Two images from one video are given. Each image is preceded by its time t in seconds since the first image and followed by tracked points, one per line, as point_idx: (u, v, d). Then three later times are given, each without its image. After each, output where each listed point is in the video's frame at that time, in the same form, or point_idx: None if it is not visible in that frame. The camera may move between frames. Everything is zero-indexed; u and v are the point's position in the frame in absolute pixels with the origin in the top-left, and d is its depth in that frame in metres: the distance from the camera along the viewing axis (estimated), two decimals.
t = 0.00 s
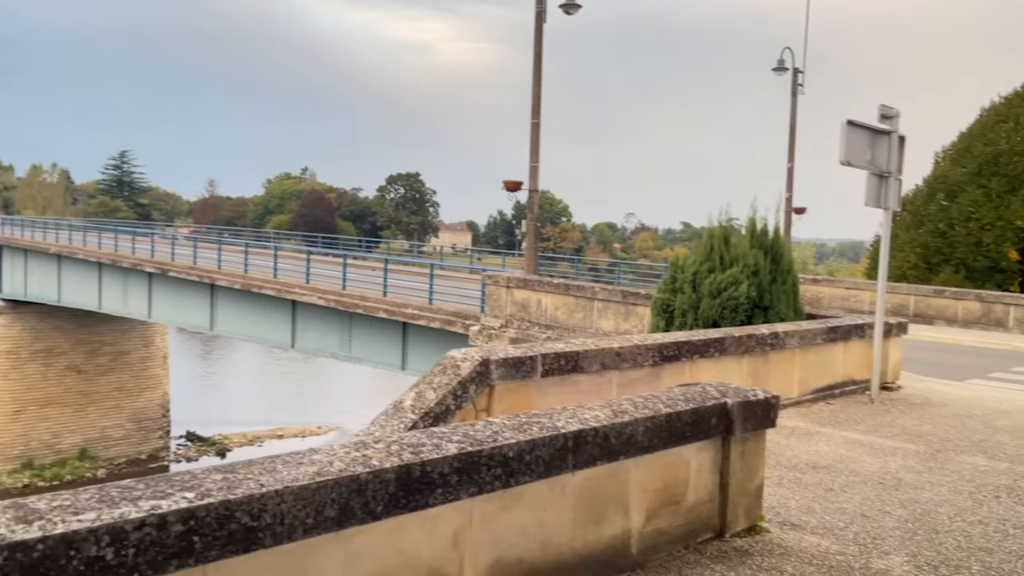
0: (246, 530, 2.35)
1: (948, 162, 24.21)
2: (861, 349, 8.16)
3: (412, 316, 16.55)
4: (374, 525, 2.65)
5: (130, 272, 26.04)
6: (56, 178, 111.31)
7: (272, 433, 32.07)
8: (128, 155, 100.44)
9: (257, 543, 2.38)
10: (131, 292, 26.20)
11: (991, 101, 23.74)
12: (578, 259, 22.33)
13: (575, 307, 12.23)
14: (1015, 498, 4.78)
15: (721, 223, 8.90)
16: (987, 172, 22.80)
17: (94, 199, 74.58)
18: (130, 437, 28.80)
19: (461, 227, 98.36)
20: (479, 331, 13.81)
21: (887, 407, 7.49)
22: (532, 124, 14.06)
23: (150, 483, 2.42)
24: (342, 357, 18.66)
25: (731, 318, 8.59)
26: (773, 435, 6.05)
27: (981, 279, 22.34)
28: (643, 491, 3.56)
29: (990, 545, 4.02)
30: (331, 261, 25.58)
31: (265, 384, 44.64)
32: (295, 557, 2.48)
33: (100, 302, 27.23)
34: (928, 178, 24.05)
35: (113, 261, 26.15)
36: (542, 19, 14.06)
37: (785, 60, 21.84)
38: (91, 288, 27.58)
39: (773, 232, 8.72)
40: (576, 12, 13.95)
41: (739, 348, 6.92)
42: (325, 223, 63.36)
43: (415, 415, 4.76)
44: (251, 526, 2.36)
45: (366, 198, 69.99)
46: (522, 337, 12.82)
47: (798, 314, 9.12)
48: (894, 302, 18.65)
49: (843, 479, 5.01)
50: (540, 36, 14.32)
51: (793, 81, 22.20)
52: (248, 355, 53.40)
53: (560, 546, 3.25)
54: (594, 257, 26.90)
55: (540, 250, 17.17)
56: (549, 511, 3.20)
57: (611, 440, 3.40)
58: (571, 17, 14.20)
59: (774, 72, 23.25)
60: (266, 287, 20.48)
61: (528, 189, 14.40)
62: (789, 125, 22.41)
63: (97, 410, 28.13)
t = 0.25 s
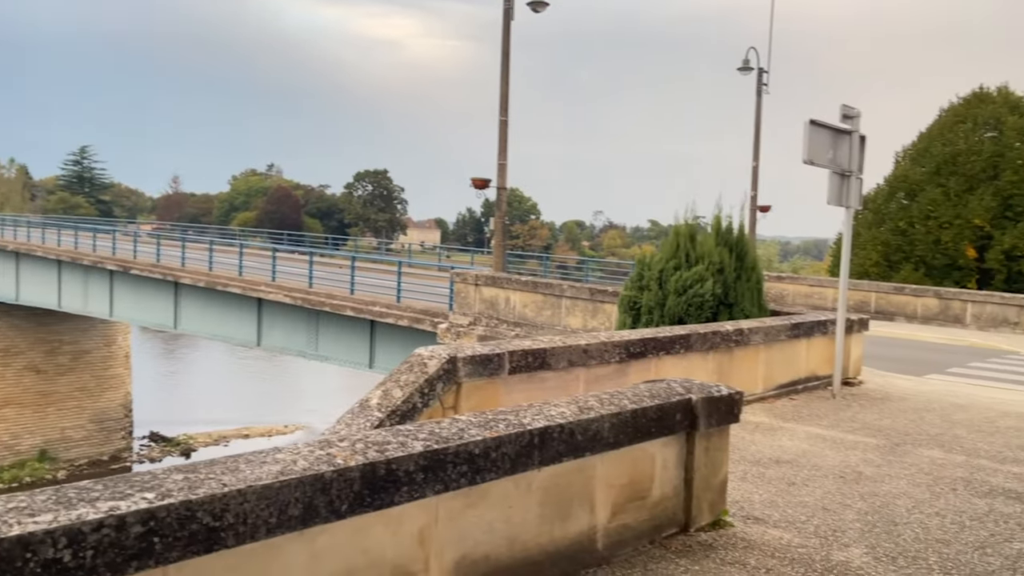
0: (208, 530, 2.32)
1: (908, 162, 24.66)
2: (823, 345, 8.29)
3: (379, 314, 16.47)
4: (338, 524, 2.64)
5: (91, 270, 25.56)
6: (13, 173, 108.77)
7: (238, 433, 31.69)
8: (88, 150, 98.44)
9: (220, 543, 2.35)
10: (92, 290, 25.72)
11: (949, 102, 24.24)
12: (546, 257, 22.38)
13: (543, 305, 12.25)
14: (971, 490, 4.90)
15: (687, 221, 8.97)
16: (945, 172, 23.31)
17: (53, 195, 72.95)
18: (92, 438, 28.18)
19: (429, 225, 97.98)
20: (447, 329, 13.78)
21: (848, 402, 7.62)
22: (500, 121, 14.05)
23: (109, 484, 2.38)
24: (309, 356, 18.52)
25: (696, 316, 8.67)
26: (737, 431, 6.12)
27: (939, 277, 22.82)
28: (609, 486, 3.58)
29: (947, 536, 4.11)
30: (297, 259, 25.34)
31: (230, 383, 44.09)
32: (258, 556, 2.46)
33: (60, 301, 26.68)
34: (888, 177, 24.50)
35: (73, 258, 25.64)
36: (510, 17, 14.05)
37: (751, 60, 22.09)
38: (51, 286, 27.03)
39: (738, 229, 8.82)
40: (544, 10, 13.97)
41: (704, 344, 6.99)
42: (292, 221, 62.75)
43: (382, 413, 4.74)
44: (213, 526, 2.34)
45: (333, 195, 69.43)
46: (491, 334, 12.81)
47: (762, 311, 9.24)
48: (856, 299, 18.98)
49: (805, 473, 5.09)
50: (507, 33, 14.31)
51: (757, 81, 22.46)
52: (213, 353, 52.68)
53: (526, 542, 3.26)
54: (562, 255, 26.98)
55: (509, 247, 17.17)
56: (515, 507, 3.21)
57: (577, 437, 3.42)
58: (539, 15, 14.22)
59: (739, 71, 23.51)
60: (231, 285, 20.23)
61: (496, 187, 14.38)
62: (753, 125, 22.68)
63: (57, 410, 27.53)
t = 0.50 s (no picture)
0: (169, 530, 2.30)
1: (870, 161, 25.04)
2: (788, 341, 8.40)
3: (347, 312, 16.36)
4: (303, 523, 2.62)
5: (52, 268, 25.05)
6: None
7: (204, 433, 31.28)
8: (48, 145, 96.41)
9: (181, 544, 2.32)
10: (52, 288, 25.21)
11: (910, 102, 24.65)
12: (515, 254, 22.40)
13: (512, 302, 12.26)
14: (929, 483, 5.00)
15: (654, 219, 9.04)
16: (907, 171, 23.74)
17: (12, 191, 71.33)
18: (53, 438, 27.52)
19: (398, 222, 97.47)
20: (416, 326, 13.73)
21: (812, 398, 7.74)
22: (469, 118, 14.02)
23: (67, 485, 2.34)
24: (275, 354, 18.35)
25: (663, 312, 8.75)
26: (704, 427, 6.18)
27: (901, 274, 23.24)
28: (576, 483, 3.60)
29: (906, 528, 4.19)
30: (263, 256, 25.07)
31: (195, 382, 43.52)
32: (221, 557, 2.44)
33: (20, 299, 26.13)
34: (852, 176, 24.86)
35: (32, 255, 25.11)
36: (478, 13, 14.03)
37: (717, 59, 22.31)
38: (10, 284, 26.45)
39: (704, 227, 8.90)
40: (512, 7, 13.98)
41: (671, 341, 7.05)
42: (259, 217, 62.07)
43: (348, 411, 4.70)
44: (175, 526, 2.31)
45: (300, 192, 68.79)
46: (460, 331, 12.80)
47: (728, 308, 9.34)
48: (820, 296, 19.28)
49: (769, 468, 5.15)
50: (476, 30, 14.29)
51: (724, 80, 22.68)
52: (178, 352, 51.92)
53: (492, 540, 3.26)
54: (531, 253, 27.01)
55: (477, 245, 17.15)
56: (481, 504, 3.21)
57: (544, 433, 3.43)
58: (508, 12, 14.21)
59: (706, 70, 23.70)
60: (196, 283, 19.96)
61: (465, 184, 14.36)
62: (720, 123, 22.91)
63: (17, 410, 26.92)
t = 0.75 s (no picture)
0: (131, 532, 2.26)
1: (836, 160, 25.38)
2: (755, 338, 8.50)
3: (316, 310, 16.23)
4: (268, 523, 2.59)
5: (13, 265, 24.53)
6: None
7: (170, 432, 30.86)
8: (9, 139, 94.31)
9: (144, 545, 2.29)
10: (13, 285, 24.70)
11: (875, 103, 25.04)
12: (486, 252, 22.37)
13: (483, 300, 12.26)
14: (892, 476, 5.09)
15: (623, 217, 9.10)
16: (872, 170, 24.12)
17: None
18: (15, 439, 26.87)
19: (368, 219, 96.85)
20: (386, 324, 13.67)
21: (778, 394, 7.83)
22: (439, 115, 13.97)
23: (26, 486, 2.29)
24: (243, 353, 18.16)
25: (633, 309, 8.80)
26: (672, 423, 6.23)
27: (866, 272, 23.60)
28: (545, 479, 3.61)
29: (869, 521, 4.26)
30: (231, 254, 24.78)
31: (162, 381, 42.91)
32: (185, 557, 2.41)
33: None
34: (818, 175, 25.18)
35: None
36: (448, 11, 13.99)
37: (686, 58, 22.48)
38: None
39: (673, 225, 8.97)
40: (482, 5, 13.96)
41: (640, 338, 7.10)
42: (226, 214, 61.33)
43: (316, 409, 4.67)
44: (137, 527, 2.27)
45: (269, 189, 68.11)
46: (431, 329, 12.78)
47: (697, 305, 9.42)
48: (787, 293, 19.55)
49: (736, 463, 5.21)
50: (446, 27, 14.25)
51: (693, 80, 22.86)
52: (144, 351, 51.15)
53: (461, 537, 3.26)
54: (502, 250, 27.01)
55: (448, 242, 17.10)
56: (450, 501, 3.21)
57: (513, 431, 3.43)
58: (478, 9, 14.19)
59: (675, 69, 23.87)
60: (162, 281, 19.67)
61: (435, 182, 14.31)
62: (689, 122, 23.08)
63: None
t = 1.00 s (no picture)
0: (100, 532, 2.23)
1: (809, 159, 25.63)
2: (729, 335, 8.57)
3: (291, 307, 16.10)
4: (241, 521, 2.57)
5: None
6: None
7: (142, 431, 30.47)
8: None
9: (113, 546, 2.25)
10: None
11: (847, 102, 25.32)
12: (463, 250, 22.33)
13: (459, 297, 12.24)
14: (863, 471, 5.16)
15: (599, 215, 9.13)
16: (844, 168, 24.41)
17: None
18: None
19: (344, 216, 96.19)
20: (362, 322, 13.60)
21: (752, 391, 7.91)
22: (414, 112, 13.92)
23: None
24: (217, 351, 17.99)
25: (609, 307, 8.83)
26: (647, 419, 6.26)
27: (838, 269, 23.86)
28: (519, 477, 3.61)
29: (840, 515, 4.31)
30: (204, 251, 24.51)
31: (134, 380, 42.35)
32: (155, 558, 2.38)
33: None
34: (791, 173, 25.41)
35: None
36: (424, 7, 13.94)
37: (662, 56, 22.59)
38: None
39: (648, 223, 9.01)
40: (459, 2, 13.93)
41: (616, 335, 7.12)
42: (199, 211, 60.65)
43: (290, 407, 4.64)
44: (106, 528, 2.24)
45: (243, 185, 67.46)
46: (407, 327, 12.74)
47: (671, 303, 9.48)
48: (761, 291, 19.73)
49: (710, 459, 5.25)
50: (422, 24, 14.21)
51: (668, 78, 22.98)
52: (115, 349, 50.45)
53: (435, 534, 3.25)
54: (479, 248, 26.97)
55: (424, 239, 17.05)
56: (425, 499, 3.20)
57: (487, 428, 3.42)
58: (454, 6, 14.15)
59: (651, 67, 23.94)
60: (134, 278, 19.43)
61: (411, 178, 14.25)
62: (665, 120, 23.19)
63: None
